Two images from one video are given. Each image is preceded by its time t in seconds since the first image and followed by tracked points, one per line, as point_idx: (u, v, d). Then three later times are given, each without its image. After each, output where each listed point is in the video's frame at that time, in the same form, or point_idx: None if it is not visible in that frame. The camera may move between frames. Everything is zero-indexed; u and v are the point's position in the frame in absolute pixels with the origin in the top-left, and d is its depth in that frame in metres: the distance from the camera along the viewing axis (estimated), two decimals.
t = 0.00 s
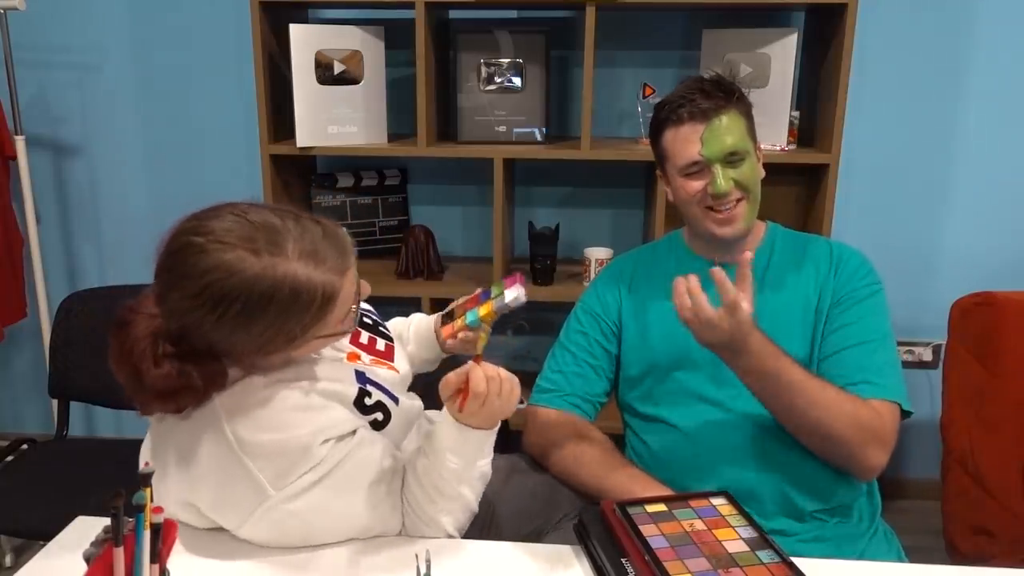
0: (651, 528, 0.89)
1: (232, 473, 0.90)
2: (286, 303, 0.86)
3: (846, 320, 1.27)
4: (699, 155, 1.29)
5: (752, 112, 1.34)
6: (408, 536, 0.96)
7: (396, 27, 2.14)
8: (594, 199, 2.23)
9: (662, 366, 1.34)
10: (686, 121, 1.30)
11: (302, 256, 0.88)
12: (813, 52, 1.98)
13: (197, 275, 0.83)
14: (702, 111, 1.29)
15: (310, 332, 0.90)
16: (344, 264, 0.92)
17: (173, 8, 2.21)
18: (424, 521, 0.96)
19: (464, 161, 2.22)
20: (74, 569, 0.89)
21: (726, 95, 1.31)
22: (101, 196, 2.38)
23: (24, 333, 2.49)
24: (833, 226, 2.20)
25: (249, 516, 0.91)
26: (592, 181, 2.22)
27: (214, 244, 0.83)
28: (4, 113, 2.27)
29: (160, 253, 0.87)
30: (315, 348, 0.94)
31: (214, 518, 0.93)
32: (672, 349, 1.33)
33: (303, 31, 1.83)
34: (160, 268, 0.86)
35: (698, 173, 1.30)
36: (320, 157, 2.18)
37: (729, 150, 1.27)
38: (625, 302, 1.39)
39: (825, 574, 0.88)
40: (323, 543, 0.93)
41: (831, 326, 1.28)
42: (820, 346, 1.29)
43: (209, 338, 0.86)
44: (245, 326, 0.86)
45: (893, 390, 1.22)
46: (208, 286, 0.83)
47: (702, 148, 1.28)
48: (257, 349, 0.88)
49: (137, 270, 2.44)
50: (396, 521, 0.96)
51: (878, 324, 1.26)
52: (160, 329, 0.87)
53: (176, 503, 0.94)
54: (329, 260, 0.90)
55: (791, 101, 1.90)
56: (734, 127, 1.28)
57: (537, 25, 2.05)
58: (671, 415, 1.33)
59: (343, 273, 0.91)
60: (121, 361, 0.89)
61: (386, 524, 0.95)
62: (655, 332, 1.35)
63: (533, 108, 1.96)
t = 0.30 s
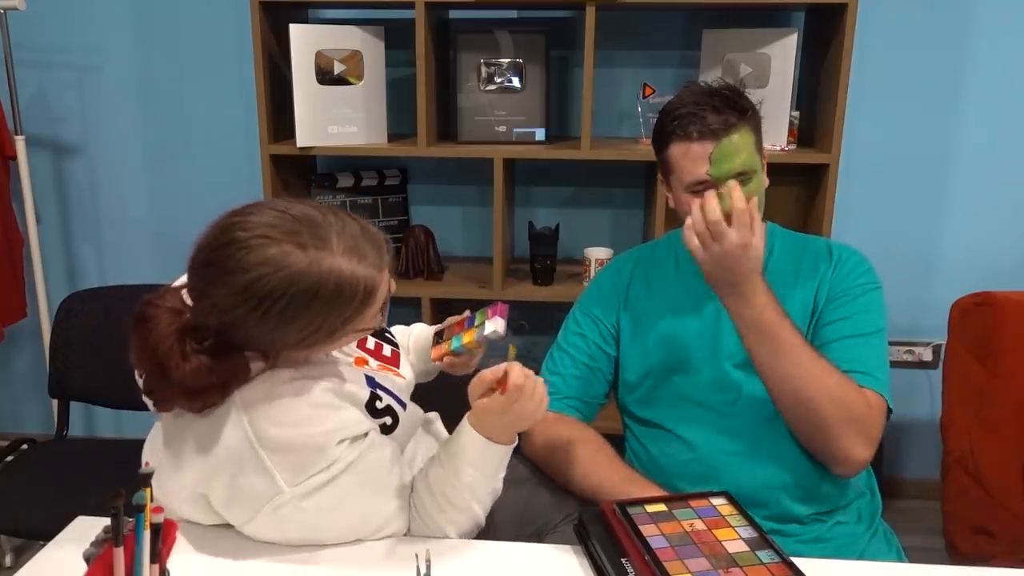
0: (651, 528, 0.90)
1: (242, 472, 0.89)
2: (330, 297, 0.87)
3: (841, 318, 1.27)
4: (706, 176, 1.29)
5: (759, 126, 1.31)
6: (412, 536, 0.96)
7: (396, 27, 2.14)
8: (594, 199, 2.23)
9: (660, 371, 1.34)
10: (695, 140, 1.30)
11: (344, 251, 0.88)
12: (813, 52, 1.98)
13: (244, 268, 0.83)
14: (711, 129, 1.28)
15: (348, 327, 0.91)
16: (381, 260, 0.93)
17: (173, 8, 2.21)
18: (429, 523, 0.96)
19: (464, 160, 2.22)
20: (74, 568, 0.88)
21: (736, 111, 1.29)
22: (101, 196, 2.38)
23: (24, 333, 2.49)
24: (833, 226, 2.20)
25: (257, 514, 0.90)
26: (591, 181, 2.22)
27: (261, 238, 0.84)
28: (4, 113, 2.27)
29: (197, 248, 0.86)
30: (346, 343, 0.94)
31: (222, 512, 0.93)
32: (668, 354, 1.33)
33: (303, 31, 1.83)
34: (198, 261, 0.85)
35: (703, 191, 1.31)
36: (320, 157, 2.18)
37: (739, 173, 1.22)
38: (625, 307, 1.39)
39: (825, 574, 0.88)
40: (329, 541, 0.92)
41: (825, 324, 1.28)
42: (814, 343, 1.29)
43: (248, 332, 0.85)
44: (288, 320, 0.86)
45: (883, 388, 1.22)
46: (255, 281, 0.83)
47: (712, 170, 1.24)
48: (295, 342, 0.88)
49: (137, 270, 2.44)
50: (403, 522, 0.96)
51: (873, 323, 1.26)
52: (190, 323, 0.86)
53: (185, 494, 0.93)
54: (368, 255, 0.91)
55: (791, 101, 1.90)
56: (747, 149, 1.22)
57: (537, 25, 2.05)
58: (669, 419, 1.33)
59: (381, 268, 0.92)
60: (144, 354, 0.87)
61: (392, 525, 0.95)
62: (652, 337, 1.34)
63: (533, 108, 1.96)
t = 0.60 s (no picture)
0: (651, 528, 0.90)
1: (239, 471, 0.89)
2: (333, 275, 0.87)
3: (842, 315, 1.27)
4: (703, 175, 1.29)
5: (756, 125, 1.32)
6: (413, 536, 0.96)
7: (396, 27, 2.14)
8: (594, 198, 2.23)
9: (660, 369, 1.34)
10: (692, 140, 1.29)
11: (346, 230, 0.88)
12: (812, 52, 1.98)
13: (247, 248, 0.83)
14: (708, 128, 1.28)
15: (350, 308, 0.90)
16: (383, 242, 0.93)
17: (173, 8, 2.21)
18: (429, 523, 0.95)
19: (464, 160, 2.22)
20: (74, 568, 0.88)
21: (733, 110, 1.29)
22: (101, 196, 2.38)
23: (24, 333, 2.49)
24: (833, 227, 2.20)
25: (256, 514, 0.90)
26: (591, 180, 2.22)
27: (264, 218, 0.84)
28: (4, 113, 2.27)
29: (200, 234, 0.87)
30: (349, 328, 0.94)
31: (220, 512, 0.93)
32: (668, 352, 1.33)
33: (303, 31, 1.83)
34: (202, 246, 0.86)
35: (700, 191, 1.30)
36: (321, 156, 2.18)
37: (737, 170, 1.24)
38: (625, 306, 1.39)
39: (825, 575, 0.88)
40: (328, 541, 0.92)
41: (826, 322, 1.28)
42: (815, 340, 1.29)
43: (252, 315, 0.85)
44: (292, 301, 0.86)
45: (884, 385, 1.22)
46: (259, 260, 0.83)
47: (710, 167, 1.26)
48: (299, 325, 0.88)
49: (137, 270, 2.44)
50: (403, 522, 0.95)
51: (873, 321, 1.26)
52: (193, 317, 0.86)
53: (184, 494, 0.93)
54: (370, 235, 0.91)
55: (791, 101, 1.90)
56: (744, 147, 1.25)
57: (537, 25, 2.05)
58: (669, 418, 1.33)
59: (384, 250, 0.92)
60: (144, 349, 0.87)
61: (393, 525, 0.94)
62: (653, 336, 1.35)
63: (533, 108, 1.96)
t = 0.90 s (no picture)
0: (651, 528, 0.90)
1: (240, 468, 0.88)
2: (336, 257, 0.87)
3: (844, 315, 1.27)
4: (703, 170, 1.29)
5: (756, 122, 1.32)
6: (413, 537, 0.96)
7: (395, 27, 2.14)
8: (595, 198, 2.23)
9: (661, 368, 1.34)
10: (690, 135, 1.29)
11: (347, 213, 0.89)
12: (812, 52, 1.98)
13: (250, 232, 0.84)
14: (706, 124, 1.28)
15: (353, 292, 0.90)
16: (384, 227, 0.93)
17: (173, 8, 2.21)
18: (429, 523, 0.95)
19: (464, 160, 2.22)
20: (74, 568, 0.88)
21: (731, 107, 1.29)
22: (101, 196, 2.38)
23: (24, 333, 2.49)
24: (833, 227, 2.20)
25: (257, 511, 0.90)
26: (591, 181, 2.22)
27: (266, 203, 0.85)
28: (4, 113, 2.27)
29: (203, 225, 0.87)
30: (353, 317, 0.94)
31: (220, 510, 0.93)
32: (670, 351, 1.33)
33: (303, 31, 1.83)
34: (205, 236, 0.86)
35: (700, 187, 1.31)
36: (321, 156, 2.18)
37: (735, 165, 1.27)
38: (626, 305, 1.39)
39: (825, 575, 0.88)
40: (328, 539, 0.93)
41: (828, 322, 1.28)
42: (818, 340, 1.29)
43: (256, 302, 0.85)
44: (296, 285, 0.85)
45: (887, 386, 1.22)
46: (261, 244, 0.83)
47: (708, 162, 1.28)
48: (303, 311, 0.87)
49: (137, 270, 2.44)
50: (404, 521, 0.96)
51: (875, 321, 1.26)
52: (196, 314, 0.87)
53: (185, 491, 0.93)
54: (371, 220, 0.91)
55: (791, 101, 1.90)
56: (743, 143, 1.27)
57: (537, 25, 2.05)
58: (669, 417, 1.33)
59: (385, 235, 0.92)
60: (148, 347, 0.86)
61: (393, 525, 0.95)
62: (654, 335, 1.35)
63: (533, 108, 1.96)
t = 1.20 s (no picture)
0: (651, 528, 0.90)
1: (242, 465, 0.88)
2: (350, 241, 0.87)
3: (845, 316, 1.27)
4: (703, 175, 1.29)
5: (758, 124, 1.31)
6: (413, 538, 0.96)
7: (396, 27, 2.14)
8: (594, 198, 2.23)
9: (662, 369, 1.34)
10: (691, 140, 1.30)
11: (362, 199, 0.89)
12: (812, 52, 1.98)
13: (266, 212, 0.84)
14: (706, 129, 1.28)
15: (365, 279, 0.90)
16: (398, 216, 0.94)
17: (173, 8, 2.21)
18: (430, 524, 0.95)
19: (464, 160, 2.22)
20: (74, 568, 0.88)
21: (732, 109, 1.29)
22: (101, 196, 2.38)
23: (24, 333, 2.49)
24: (833, 226, 2.20)
25: (258, 508, 0.90)
26: (591, 181, 2.22)
27: (282, 185, 0.86)
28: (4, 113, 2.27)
29: (220, 210, 0.88)
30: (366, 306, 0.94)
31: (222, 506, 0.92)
32: (670, 352, 1.33)
33: (303, 31, 1.83)
34: (223, 217, 0.87)
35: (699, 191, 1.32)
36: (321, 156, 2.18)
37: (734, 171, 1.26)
38: (626, 306, 1.39)
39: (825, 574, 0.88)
40: (328, 539, 0.92)
41: (829, 322, 1.28)
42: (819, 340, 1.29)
43: (269, 284, 0.86)
44: (309, 268, 0.86)
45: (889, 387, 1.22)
46: (276, 225, 0.84)
47: (708, 168, 1.27)
48: (315, 296, 0.88)
49: (137, 270, 2.44)
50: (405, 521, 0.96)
51: (875, 322, 1.26)
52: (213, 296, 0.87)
53: (188, 487, 0.93)
54: (386, 207, 0.91)
55: (791, 102, 1.90)
56: (743, 148, 1.26)
57: (537, 25, 2.05)
58: (670, 418, 1.33)
59: (399, 223, 0.93)
60: (161, 334, 0.86)
61: (393, 525, 0.95)
62: (655, 336, 1.34)
63: (533, 108, 1.96)
